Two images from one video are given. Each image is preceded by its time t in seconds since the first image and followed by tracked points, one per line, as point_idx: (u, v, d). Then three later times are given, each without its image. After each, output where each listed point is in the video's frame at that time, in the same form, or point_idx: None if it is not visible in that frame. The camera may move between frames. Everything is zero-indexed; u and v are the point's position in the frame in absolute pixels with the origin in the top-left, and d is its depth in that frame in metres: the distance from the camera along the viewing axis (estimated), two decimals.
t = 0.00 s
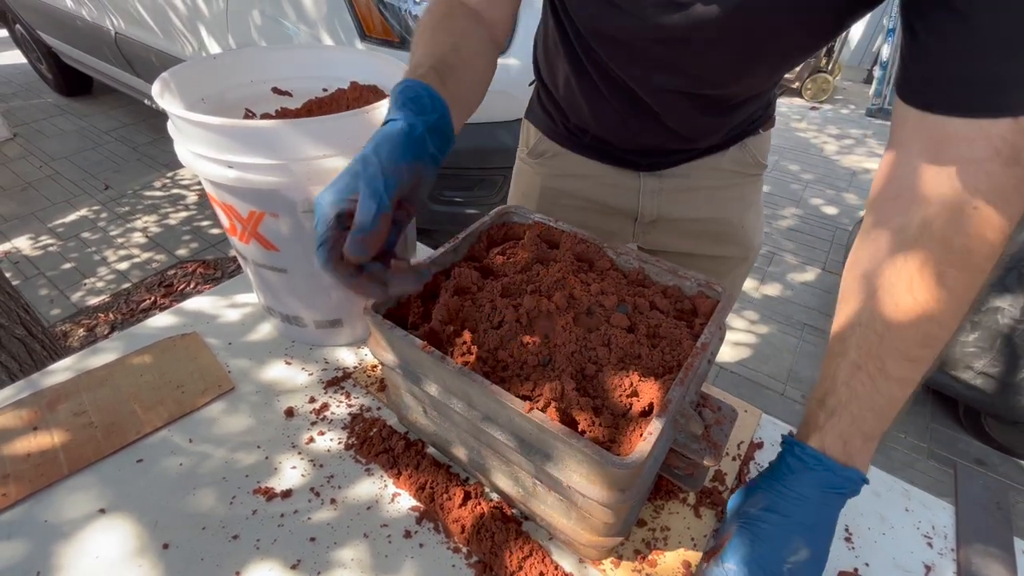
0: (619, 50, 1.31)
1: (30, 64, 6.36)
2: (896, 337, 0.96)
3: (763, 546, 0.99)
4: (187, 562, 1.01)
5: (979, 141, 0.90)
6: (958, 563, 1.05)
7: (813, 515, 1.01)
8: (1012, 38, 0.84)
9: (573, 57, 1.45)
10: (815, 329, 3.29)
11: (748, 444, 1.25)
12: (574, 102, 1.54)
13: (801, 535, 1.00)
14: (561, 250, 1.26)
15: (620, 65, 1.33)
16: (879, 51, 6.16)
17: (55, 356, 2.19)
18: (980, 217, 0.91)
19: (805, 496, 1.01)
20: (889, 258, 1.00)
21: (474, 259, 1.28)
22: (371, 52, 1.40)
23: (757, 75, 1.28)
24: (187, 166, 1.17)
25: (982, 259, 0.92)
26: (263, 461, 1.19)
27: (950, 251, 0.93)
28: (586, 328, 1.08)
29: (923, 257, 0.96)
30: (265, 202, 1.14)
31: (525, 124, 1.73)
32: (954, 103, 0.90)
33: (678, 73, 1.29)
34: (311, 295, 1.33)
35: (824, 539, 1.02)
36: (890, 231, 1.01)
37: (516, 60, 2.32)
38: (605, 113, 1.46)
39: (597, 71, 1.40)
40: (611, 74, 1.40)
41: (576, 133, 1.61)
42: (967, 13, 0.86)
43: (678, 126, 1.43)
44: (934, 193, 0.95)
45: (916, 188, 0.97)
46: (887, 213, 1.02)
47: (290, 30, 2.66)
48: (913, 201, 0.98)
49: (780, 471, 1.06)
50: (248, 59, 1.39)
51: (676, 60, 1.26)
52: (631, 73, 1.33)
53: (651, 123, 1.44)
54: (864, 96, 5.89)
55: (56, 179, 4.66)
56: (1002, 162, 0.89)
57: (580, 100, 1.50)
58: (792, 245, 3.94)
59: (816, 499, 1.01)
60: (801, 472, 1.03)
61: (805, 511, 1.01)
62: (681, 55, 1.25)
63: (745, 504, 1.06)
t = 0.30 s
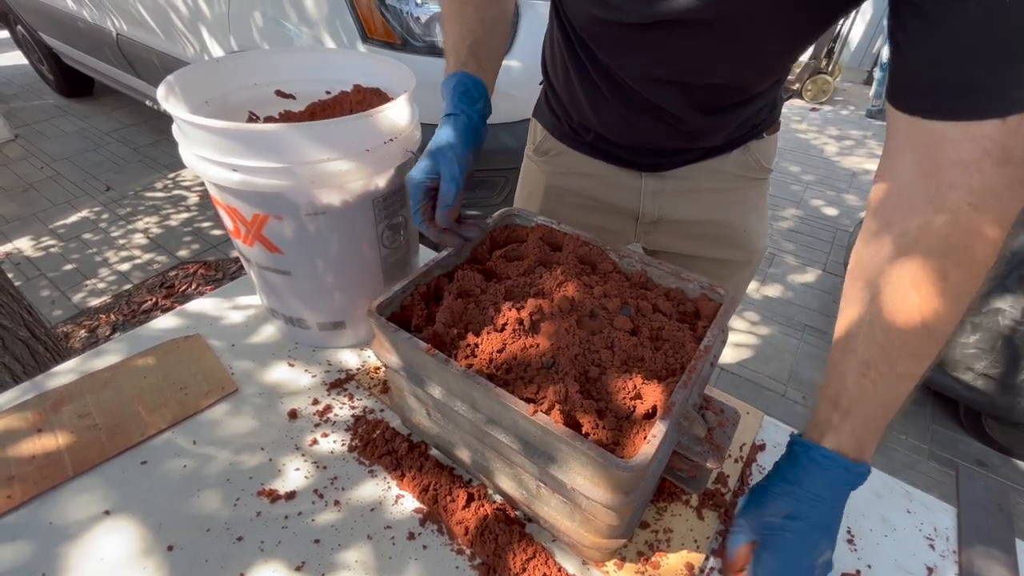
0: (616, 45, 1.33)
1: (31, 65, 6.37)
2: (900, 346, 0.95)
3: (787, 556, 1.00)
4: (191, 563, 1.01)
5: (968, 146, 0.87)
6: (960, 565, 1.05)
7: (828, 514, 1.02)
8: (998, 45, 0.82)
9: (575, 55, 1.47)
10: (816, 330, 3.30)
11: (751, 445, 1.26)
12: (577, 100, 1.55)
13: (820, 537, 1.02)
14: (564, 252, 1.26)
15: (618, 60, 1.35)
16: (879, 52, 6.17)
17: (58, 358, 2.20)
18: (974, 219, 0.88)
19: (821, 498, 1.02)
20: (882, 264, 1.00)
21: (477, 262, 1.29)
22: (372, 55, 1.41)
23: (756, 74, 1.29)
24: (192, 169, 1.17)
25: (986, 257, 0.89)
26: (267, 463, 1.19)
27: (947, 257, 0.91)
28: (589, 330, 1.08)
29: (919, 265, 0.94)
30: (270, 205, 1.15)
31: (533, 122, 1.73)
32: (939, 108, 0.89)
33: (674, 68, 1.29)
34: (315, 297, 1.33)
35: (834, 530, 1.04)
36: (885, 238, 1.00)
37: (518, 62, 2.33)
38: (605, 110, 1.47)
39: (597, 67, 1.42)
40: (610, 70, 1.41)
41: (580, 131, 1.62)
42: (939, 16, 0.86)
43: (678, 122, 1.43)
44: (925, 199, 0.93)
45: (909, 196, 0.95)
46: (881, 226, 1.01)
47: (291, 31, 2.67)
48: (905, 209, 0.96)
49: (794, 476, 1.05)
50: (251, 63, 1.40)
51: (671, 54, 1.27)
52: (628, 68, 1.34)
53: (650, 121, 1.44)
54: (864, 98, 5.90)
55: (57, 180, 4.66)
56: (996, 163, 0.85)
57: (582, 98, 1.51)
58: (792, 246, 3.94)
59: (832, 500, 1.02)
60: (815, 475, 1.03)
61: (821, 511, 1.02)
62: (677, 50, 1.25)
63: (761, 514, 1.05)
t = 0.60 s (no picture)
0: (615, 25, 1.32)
1: (31, 65, 6.37)
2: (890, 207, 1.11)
3: (866, 330, 1.00)
4: (191, 565, 1.01)
5: (979, 42, 1.03)
6: (963, 568, 1.04)
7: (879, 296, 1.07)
8: None
9: (569, 50, 1.47)
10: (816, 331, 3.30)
11: (753, 447, 1.25)
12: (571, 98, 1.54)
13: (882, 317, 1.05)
14: (566, 254, 1.26)
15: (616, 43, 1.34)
16: (879, 53, 6.16)
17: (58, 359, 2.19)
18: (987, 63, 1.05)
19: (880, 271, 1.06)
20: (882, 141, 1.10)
21: (478, 263, 1.29)
22: (373, 55, 1.40)
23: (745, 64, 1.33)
24: (193, 170, 1.17)
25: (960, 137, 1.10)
26: (267, 465, 1.19)
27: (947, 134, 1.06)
28: (591, 331, 1.08)
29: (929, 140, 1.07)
30: (270, 206, 1.15)
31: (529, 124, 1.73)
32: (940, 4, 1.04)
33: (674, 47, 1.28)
34: (315, 298, 1.33)
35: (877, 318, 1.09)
36: (891, 120, 1.09)
37: (519, 63, 2.33)
38: (601, 101, 1.45)
39: (593, 58, 1.41)
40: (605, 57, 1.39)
41: (575, 131, 1.60)
42: None
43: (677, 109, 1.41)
44: (943, 76, 1.05)
45: (923, 77, 1.06)
46: (883, 119, 1.11)
47: (291, 32, 2.66)
48: (917, 92, 1.07)
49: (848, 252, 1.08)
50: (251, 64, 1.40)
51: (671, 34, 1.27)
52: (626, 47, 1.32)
53: (648, 111, 1.42)
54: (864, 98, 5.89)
55: (57, 181, 4.66)
56: (993, 58, 1.04)
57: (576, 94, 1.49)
58: (792, 247, 3.94)
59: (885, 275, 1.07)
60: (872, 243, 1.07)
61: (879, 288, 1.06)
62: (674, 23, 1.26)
63: (831, 296, 1.04)
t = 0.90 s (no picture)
0: (620, 16, 1.31)
1: (32, 67, 6.37)
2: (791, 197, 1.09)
3: (687, 297, 1.00)
4: (189, 570, 1.00)
5: (901, 43, 1.02)
6: (966, 571, 1.04)
7: (733, 275, 1.07)
8: None
9: (570, 46, 1.46)
10: (817, 333, 3.30)
11: (754, 450, 1.25)
12: (572, 94, 1.53)
13: (719, 290, 1.04)
14: (567, 256, 1.26)
15: (620, 33, 1.32)
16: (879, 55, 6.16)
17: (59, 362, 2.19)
18: (911, 47, 1.01)
19: (728, 249, 1.07)
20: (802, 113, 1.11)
21: (478, 266, 1.29)
22: (375, 57, 1.40)
23: (747, 59, 1.35)
24: (192, 172, 1.16)
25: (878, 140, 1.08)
26: (266, 468, 1.19)
27: (857, 126, 1.04)
28: (591, 334, 1.08)
29: (839, 126, 1.05)
30: (270, 208, 1.14)
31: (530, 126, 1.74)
32: None
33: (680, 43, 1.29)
34: (315, 300, 1.33)
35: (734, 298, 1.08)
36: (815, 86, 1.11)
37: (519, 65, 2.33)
38: (604, 96, 1.44)
39: (594, 53, 1.39)
40: (608, 51, 1.38)
41: (576, 130, 1.60)
42: None
43: (682, 105, 1.41)
44: (857, 61, 1.05)
45: (842, 63, 1.07)
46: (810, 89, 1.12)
47: (292, 33, 2.66)
48: (837, 76, 1.07)
49: (710, 227, 1.11)
50: (252, 65, 1.39)
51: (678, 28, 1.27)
52: (629, 38, 1.31)
53: (651, 105, 1.41)
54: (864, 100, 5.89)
55: (58, 182, 4.66)
56: (912, 65, 1.02)
57: (578, 91, 1.49)
58: (793, 248, 3.94)
59: (739, 258, 1.07)
60: (734, 226, 1.09)
61: (727, 265, 1.06)
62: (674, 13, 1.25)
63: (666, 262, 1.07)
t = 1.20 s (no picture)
0: (621, 15, 1.30)
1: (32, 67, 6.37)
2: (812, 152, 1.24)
3: (700, 250, 1.13)
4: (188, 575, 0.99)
5: (920, 11, 1.10)
6: None
7: (748, 228, 1.19)
8: None
9: (571, 44, 1.45)
10: (819, 334, 3.29)
11: (757, 453, 1.24)
12: (572, 93, 1.52)
13: (733, 242, 1.16)
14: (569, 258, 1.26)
15: (621, 33, 1.31)
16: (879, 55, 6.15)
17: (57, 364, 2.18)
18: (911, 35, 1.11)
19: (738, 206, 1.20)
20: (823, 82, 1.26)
21: (479, 268, 1.28)
22: (376, 57, 1.39)
23: (747, 56, 1.36)
24: (191, 174, 1.16)
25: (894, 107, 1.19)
26: (266, 471, 1.18)
27: (873, 92, 1.17)
28: (593, 337, 1.07)
29: (858, 90, 1.18)
30: (270, 210, 1.14)
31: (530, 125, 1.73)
32: None
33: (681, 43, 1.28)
34: (316, 302, 1.32)
35: (753, 250, 1.18)
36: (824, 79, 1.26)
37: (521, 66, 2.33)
38: (603, 95, 1.43)
39: (595, 51, 1.39)
40: (608, 51, 1.37)
41: (577, 129, 1.59)
42: None
43: (682, 105, 1.41)
44: (875, 34, 1.16)
45: (863, 35, 1.18)
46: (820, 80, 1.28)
47: (292, 34, 2.65)
48: (840, 66, 1.23)
49: (720, 190, 1.24)
50: (252, 65, 1.39)
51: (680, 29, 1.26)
52: (634, 39, 1.30)
53: (651, 106, 1.41)
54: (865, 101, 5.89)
55: (58, 183, 4.65)
56: (930, 34, 1.10)
57: (579, 90, 1.48)
58: (794, 249, 3.94)
59: (749, 212, 1.20)
60: (743, 184, 1.22)
61: (740, 222, 1.19)
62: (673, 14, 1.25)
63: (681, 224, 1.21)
